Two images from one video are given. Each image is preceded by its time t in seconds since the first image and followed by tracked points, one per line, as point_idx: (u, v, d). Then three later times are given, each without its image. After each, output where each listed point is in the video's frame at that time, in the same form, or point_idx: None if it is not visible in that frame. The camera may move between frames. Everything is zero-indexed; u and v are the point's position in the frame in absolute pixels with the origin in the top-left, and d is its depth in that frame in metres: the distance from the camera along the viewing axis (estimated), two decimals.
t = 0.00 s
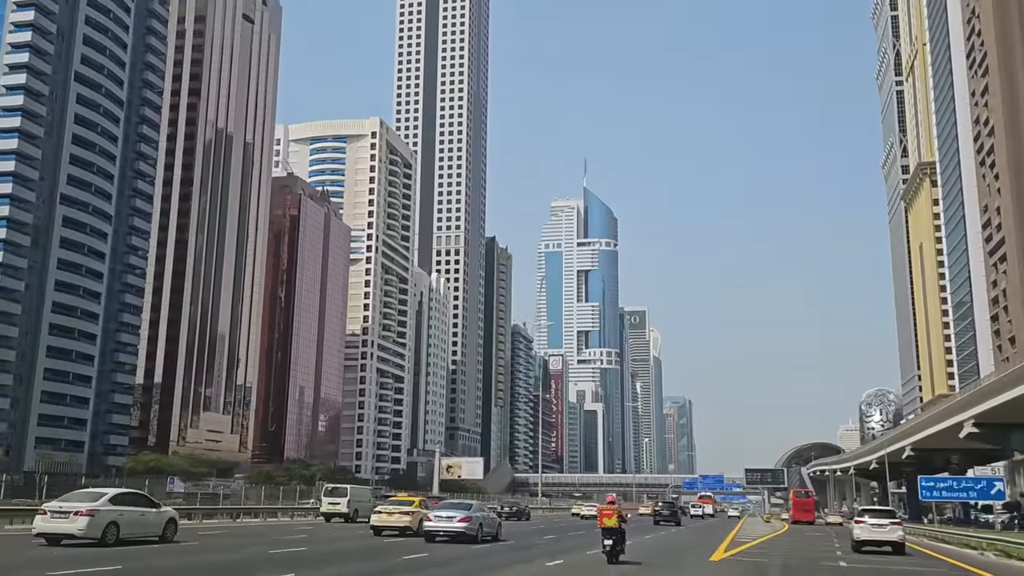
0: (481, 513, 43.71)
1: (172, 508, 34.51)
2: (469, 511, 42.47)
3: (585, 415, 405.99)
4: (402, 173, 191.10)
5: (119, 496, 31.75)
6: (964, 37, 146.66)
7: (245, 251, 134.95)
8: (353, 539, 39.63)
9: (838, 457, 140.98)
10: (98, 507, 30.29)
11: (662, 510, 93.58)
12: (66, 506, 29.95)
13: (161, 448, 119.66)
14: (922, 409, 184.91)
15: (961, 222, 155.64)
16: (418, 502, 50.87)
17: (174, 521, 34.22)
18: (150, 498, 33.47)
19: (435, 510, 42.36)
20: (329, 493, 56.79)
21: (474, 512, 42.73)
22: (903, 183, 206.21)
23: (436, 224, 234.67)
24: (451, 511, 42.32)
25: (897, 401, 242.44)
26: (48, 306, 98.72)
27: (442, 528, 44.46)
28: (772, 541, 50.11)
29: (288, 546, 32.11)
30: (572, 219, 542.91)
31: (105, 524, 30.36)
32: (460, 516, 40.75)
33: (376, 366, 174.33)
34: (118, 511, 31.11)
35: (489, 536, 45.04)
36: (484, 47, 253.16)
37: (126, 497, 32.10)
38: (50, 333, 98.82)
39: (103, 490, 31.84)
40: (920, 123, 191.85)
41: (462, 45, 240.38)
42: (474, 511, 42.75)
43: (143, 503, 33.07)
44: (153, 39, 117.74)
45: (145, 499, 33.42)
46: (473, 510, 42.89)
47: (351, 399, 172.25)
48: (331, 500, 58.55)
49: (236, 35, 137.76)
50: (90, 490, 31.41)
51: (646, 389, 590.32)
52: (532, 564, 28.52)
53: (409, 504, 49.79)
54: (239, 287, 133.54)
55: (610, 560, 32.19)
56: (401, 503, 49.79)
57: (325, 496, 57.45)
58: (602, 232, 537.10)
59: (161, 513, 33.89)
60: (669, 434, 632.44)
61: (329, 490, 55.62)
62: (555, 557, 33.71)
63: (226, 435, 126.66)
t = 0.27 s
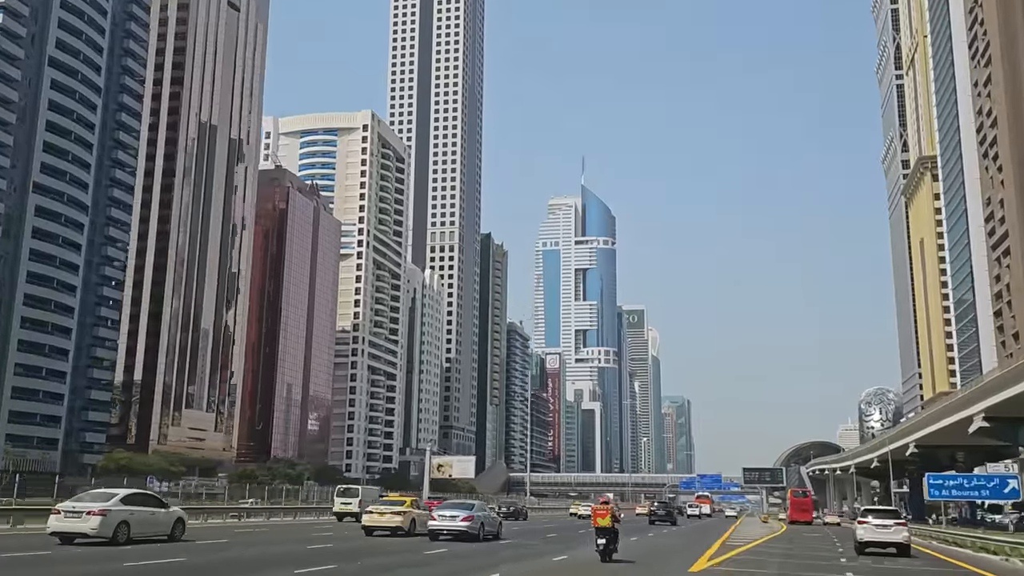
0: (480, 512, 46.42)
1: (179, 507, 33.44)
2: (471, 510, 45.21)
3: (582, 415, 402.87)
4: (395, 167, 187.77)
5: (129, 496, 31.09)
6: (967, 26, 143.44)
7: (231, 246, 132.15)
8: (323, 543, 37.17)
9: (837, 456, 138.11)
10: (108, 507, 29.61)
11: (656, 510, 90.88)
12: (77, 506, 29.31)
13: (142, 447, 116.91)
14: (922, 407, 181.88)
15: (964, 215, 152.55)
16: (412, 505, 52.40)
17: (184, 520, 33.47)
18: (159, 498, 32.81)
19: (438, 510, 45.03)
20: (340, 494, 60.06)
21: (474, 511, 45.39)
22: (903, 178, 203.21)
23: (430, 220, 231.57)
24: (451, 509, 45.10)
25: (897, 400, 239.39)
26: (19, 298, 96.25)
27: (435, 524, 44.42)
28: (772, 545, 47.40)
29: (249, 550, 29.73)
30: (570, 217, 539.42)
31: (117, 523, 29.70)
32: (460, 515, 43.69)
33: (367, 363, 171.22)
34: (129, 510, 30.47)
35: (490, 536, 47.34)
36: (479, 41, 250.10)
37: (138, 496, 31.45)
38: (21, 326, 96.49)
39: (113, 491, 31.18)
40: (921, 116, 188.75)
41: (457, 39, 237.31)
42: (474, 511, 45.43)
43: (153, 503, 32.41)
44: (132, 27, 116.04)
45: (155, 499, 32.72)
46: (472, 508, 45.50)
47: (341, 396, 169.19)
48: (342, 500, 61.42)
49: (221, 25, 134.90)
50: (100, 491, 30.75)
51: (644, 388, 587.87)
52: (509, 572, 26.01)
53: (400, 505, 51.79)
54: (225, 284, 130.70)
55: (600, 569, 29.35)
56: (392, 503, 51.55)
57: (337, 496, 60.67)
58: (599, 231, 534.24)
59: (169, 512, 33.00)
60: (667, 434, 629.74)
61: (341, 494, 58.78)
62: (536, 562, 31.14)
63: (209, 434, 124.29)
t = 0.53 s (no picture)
0: (482, 511, 47.23)
1: (187, 508, 35.86)
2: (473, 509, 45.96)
3: (579, 414, 399.76)
4: (387, 161, 184.47)
5: (139, 497, 33.35)
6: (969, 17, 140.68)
7: (215, 239, 129.14)
8: (287, 544, 34.85)
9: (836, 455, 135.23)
10: (120, 507, 31.92)
11: (650, 509, 88.18)
12: (91, 505, 31.52)
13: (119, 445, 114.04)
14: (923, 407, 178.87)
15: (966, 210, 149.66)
16: (404, 504, 52.76)
17: (190, 520, 35.85)
18: (168, 499, 35.11)
19: (440, 511, 45.78)
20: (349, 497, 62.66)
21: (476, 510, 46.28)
22: (903, 173, 200.18)
23: (424, 216, 228.25)
24: (454, 511, 45.53)
25: (896, 399, 236.41)
26: None
27: (437, 524, 45.19)
28: (768, 548, 44.82)
29: (198, 555, 27.51)
30: (567, 215, 536.07)
31: (127, 523, 31.91)
32: (463, 515, 44.47)
33: (357, 360, 167.88)
34: (139, 510, 32.73)
35: (490, 534, 48.14)
36: (474, 35, 246.85)
37: (147, 497, 33.77)
38: None
39: (125, 491, 33.42)
40: (921, 111, 185.83)
41: (452, 32, 234.07)
42: (476, 510, 46.34)
43: (161, 503, 34.68)
44: (110, 16, 115.69)
45: (163, 499, 35.01)
46: (475, 510, 45.93)
47: (331, 394, 165.94)
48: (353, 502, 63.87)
49: (205, 13, 132.05)
50: (112, 491, 32.96)
51: (642, 387, 584.90)
52: None
53: (391, 504, 52.23)
54: (209, 278, 127.54)
55: (580, 573, 26.67)
56: (385, 503, 52.14)
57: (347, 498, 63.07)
58: (597, 229, 530.97)
59: (177, 512, 35.37)
60: (666, 434, 626.71)
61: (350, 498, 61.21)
62: (509, 564, 28.75)
63: (192, 430, 121.31)
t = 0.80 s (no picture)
0: (483, 510, 47.16)
1: (194, 508, 34.88)
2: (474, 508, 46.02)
3: (576, 413, 396.47)
4: (378, 155, 181.30)
5: (149, 498, 32.57)
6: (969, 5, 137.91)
7: (198, 233, 126.28)
8: (249, 546, 32.32)
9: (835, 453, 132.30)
10: (131, 507, 31.14)
11: (645, 509, 85.22)
12: (101, 506, 30.78)
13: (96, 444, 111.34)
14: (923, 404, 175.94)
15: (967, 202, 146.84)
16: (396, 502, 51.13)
17: (198, 520, 34.89)
18: (175, 499, 34.15)
19: (443, 510, 46.03)
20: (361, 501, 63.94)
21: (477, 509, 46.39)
22: (903, 167, 197.31)
23: (417, 212, 225.09)
24: (456, 510, 45.73)
25: (896, 398, 233.37)
26: None
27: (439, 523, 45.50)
28: (767, 549, 42.00)
29: (134, 558, 24.82)
30: (564, 213, 532.67)
31: (138, 522, 31.16)
32: (463, 514, 44.57)
33: (347, 358, 164.64)
34: (148, 510, 31.92)
35: (493, 533, 48.01)
36: (468, 29, 243.78)
37: (158, 497, 33.03)
38: None
39: (134, 492, 32.68)
40: (921, 104, 182.92)
41: (445, 26, 231.10)
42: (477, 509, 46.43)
43: (171, 503, 33.91)
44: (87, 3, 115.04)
45: (172, 499, 34.22)
46: (479, 509, 45.90)
47: (320, 392, 162.73)
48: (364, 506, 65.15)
49: (188, 2, 128.99)
50: (122, 492, 32.20)
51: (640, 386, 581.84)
52: None
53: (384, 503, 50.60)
54: (191, 273, 124.80)
55: None
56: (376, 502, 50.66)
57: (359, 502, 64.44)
58: (594, 227, 527.76)
59: (185, 512, 34.44)
60: (664, 433, 623.72)
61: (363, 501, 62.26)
62: (482, 569, 25.92)
63: (173, 428, 118.46)
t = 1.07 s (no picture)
0: (485, 509, 46.01)
1: (201, 507, 34.78)
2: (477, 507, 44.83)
3: (573, 413, 393.02)
4: (370, 148, 178.03)
5: (158, 497, 32.45)
6: None
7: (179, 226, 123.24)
8: (199, 546, 29.69)
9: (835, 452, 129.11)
10: (141, 505, 30.94)
11: (640, 508, 82.38)
12: (112, 504, 30.64)
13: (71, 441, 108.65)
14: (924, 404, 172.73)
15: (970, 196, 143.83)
16: (386, 502, 47.71)
17: (206, 519, 34.76)
18: (183, 497, 34.07)
19: (445, 510, 44.63)
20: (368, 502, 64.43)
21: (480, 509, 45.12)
22: (904, 162, 194.18)
23: (411, 207, 221.77)
24: (457, 509, 44.46)
25: (895, 397, 230.48)
26: None
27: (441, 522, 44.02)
28: (764, 552, 39.24)
29: (46, 560, 21.96)
30: (562, 211, 529.72)
31: (148, 521, 30.95)
32: (467, 514, 43.42)
33: (337, 354, 161.14)
34: (158, 509, 31.78)
35: (492, 532, 46.90)
36: (463, 22, 240.59)
37: (169, 496, 32.95)
38: None
39: (143, 491, 32.51)
40: (923, 98, 179.90)
41: (440, 19, 227.90)
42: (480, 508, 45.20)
43: (180, 502, 33.80)
44: None
45: (182, 499, 34.11)
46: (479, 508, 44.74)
47: (309, 390, 159.28)
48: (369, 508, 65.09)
49: None
50: (132, 491, 32.10)
51: (638, 387, 578.53)
52: None
53: (374, 504, 47.04)
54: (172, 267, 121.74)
55: None
56: (367, 502, 46.93)
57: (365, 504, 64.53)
58: (592, 226, 524.58)
59: (192, 512, 34.33)
60: (662, 433, 620.39)
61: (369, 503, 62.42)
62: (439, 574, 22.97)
63: (154, 425, 115.93)
